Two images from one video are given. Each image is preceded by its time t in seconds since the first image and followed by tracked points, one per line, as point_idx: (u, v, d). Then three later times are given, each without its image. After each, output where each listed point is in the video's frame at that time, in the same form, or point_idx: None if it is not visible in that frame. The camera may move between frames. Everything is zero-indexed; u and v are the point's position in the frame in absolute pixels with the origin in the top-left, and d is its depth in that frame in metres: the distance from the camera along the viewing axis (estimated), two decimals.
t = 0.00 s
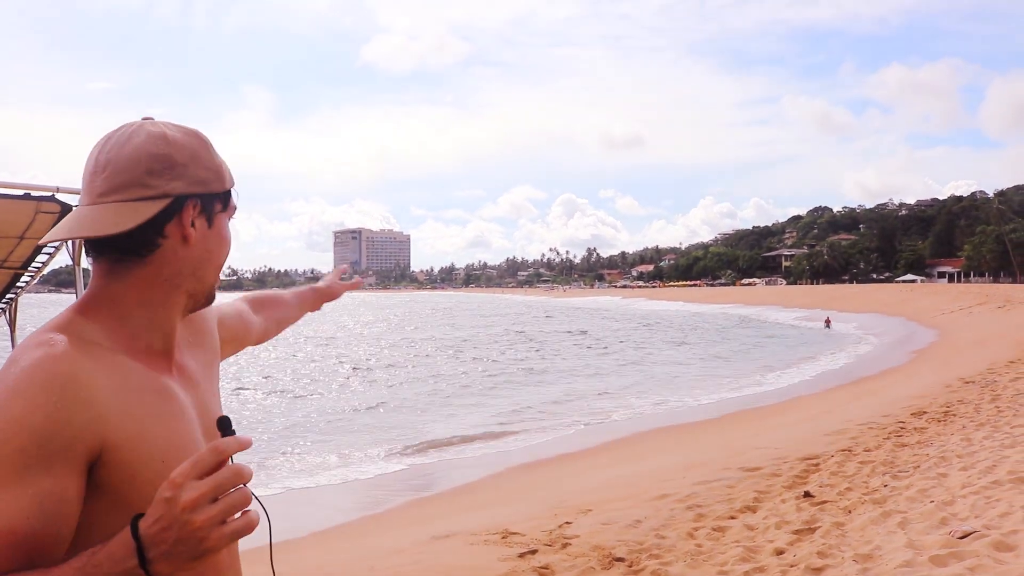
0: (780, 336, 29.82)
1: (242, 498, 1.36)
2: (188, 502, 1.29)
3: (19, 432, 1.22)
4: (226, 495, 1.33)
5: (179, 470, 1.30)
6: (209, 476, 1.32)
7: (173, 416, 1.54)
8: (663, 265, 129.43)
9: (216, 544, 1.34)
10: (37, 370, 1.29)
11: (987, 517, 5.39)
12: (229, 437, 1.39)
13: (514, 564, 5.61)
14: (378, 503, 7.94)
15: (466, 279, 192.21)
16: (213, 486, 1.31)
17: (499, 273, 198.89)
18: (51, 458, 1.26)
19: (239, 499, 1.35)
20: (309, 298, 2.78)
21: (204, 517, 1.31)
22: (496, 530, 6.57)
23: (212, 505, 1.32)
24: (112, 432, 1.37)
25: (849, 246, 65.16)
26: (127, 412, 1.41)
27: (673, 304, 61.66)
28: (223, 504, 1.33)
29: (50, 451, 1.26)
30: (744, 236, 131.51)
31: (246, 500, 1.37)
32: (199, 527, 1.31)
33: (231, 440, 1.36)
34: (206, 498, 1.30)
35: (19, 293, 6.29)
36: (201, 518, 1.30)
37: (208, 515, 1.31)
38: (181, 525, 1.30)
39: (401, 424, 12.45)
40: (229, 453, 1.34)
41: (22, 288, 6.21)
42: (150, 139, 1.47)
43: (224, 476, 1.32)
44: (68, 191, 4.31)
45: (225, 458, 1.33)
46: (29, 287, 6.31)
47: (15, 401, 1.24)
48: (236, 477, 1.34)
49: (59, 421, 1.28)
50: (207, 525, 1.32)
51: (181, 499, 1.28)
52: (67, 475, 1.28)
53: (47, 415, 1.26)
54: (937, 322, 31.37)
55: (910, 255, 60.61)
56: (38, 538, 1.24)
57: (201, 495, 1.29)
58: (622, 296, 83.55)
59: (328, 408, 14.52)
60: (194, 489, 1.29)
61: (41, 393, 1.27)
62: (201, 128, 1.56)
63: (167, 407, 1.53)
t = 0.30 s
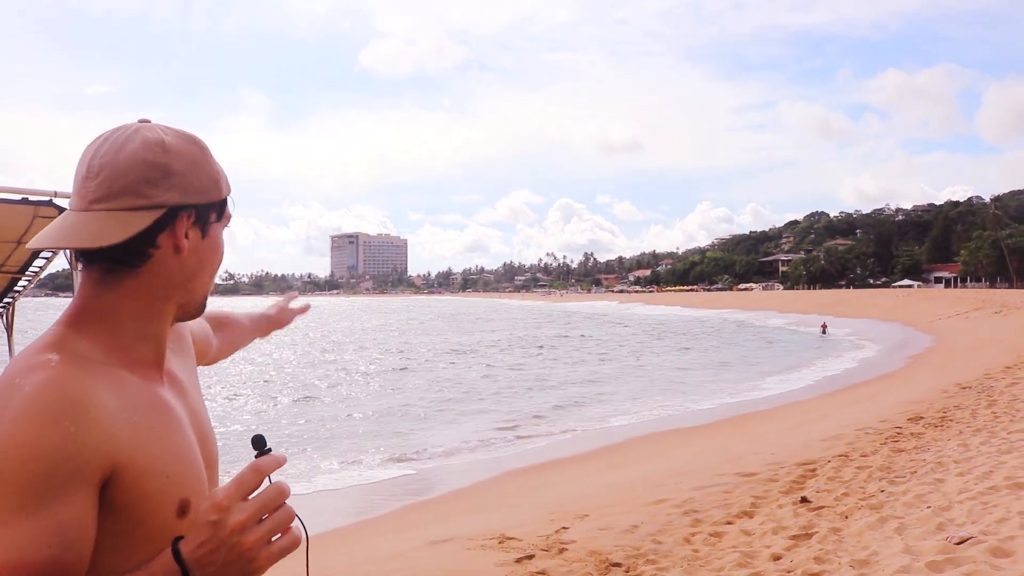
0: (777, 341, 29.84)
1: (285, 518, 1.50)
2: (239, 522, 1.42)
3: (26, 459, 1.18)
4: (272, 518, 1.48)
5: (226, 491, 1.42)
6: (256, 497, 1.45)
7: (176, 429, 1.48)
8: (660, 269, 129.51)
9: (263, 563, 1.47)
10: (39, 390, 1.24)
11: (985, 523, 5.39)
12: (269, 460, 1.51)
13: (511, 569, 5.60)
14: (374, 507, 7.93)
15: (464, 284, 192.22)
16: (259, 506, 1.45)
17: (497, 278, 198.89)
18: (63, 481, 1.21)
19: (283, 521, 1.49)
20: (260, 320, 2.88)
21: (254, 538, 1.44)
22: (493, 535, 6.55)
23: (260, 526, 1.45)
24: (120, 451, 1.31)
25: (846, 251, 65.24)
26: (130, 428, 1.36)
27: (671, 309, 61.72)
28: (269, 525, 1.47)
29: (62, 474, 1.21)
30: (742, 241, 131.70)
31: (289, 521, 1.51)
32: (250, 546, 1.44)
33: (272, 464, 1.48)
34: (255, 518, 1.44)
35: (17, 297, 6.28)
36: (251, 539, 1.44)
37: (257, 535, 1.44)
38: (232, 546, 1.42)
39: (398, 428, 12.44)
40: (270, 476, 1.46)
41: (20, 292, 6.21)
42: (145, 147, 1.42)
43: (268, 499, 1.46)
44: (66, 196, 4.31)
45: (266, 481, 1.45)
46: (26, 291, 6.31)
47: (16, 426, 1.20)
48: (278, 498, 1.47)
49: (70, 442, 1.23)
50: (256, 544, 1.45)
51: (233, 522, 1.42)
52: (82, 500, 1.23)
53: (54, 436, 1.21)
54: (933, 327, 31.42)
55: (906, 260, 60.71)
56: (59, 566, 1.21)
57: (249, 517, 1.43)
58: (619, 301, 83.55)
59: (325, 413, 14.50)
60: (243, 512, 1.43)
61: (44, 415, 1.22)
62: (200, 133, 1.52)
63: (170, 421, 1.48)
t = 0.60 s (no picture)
0: (777, 343, 29.88)
1: (229, 530, 1.39)
2: (174, 535, 1.31)
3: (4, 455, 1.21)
4: (213, 532, 1.36)
5: (169, 502, 1.31)
6: (198, 509, 1.34)
7: (166, 430, 1.48)
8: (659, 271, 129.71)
9: None
10: (21, 389, 1.26)
11: (984, 524, 5.39)
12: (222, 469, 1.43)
13: (510, 570, 5.61)
14: (372, 509, 7.94)
15: (463, 285, 192.42)
16: (202, 517, 1.34)
17: (497, 279, 199.10)
18: (38, 477, 1.24)
19: (223, 539, 1.38)
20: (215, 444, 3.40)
21: (192, 551, 1.33)
22: (492, 537, 6.55)
23: (199, 539, 1.35)
24: (99, 450, 1.33)
25: (845, 252, 65.32)
26: (117, 427, 1.37)
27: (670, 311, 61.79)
28: (209, 539, 1.36)
29: (37, 468, 1.24)
30: (741, 242, 131.91)
31: (234, 540, 1.41)
32: (189, 559, 1.34)
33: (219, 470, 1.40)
34: (196, 531, 1.33)
35: (16, 301, 6.29)
36: (189, 552, 1.33)
37: (195, 548, 1.34)
38: (170, 558, 1.32)
39: (397, 430, 12.48)
40: (214, 482, 1.37)
41: (20, 295, 6.22)
42: (134, 152, 1.41)
43: (210, 510, 1.35)
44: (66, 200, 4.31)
45: (209, 487, 1.36)
46: (26, 294, 6.31)
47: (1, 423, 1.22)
48: (225, 508, 1.37)
49: (44, 437, 1.25)
50: (196, 556, 1.34)
51: (168, 532, 1.31)
52: (57, 495, 1.26)
53: (33, 433, 1.24)
54: (932, 329, 31.46)
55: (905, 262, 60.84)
56: (28, 561, 1.22)
57: (186, 530, 1.32)
58: (618, 302, 83.66)
59: (324, 415, 14.53)
60: (184, 524, 1.32)
61: (26, 415, 1.25)
62: (195, 135, 1.51)
63: (159, 422, 1.48)
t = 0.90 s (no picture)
0: (775, 343, 29.89)
1: (205, 496, 1.36)
2: (151, 496, 1.32)
3: (24, 425, 1.39)
4: (191, 493, 1.35)
5: (146, 468, 1.33)
6: (174, 474, 1.34)
7: (174, 415, 1.63)
8: (658, 271, 129.66)
9: (182, 539, 1.36)
10: (38, 370, 1.45)
11: (981, 525, 5.40)
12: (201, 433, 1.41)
13: (508, 570, 5.62)
14: (370, 508, 7.95)
15: (462, 285, 192.36)
16: (176, 482, 1.33)
17: (495, 279, 198.99)
18: (49, 449, 1.41)
19: (203, 500, 1.36)
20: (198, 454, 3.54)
21: (166, 513, 1.33)
22: (490, 537, 6.55)
23: (174, 501, 1.34)
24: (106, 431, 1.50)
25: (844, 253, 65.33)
26: (131, 413, 1.55)
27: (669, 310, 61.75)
28: (186, 501, 1.34)
29: (47, 442, 1.41)
30: (739, 242, 132.00)
31: (210, 499, 1.37)
32: (162, 524, 1.33)
33: (199, 438, 1.37)
34: (170, 495, 1.33)
35: (13, 299, 6.28)
36: (163, 514, 1.33)
37: (169, 511, 1.33)
38: (146, 520, 1.33)
39: (396, 429, 12.52)
40: (194, 452, 1.35)
41: (17, 294, 6.21)
42: (128, 157, 1.62)
43: (186, 477, 1.34)
44: (64, 199, 4.32)
45: (189, 457, 1.35)
46: (23, 292, 6.31)
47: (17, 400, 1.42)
48: (202, 477, 1.35)
49: (58, 418, 1.43)
50: (172, 519, 1.34)
51: (146, 493, 1.32)
52: (65, 466, 1.43)
53: (55, 409, 1.43)
54: (931, 329, 31.47)
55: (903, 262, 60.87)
56: (39, 522, 1.38)
57: (162, 491, 1.32)
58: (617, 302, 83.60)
59: (323, 413, 14.55)
60: (159, 486, 1.32)
61: (50, 394, 1.44)
62: (167, 129, 1.61)
63: (171, 411, 1.63)
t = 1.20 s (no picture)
0: (772, 342, 29.91)
1: (225, 480, 1.39)
2: (174, 477, 1.35)
3: (104, 403, 1.53)
4: (211, 477, 1.38)
5: (174, 453, 1.38)
6: (198, 459, 1.38)
7: (239, 400, 1.71)
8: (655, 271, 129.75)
9: (201, 520, 1.38)
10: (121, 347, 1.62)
11: (977, 524, 5.41)
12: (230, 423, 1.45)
13: (505, 569, 5.63)
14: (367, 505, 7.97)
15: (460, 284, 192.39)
16: (199, 469, 1.36)
17: (493, 278, 199.08)
18: (125, 425, 1.54)
19: (222, 485, 1.38)
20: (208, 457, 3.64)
21: (187, 494, 1.36)
22: (488, 535, 6.56)
23: (196, 485, 1.37)
24: (178, 410, 1.61)
25: (841, 253, 65.39)
26: (202, 397, 1.66)
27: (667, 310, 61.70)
28: (207, 483, 1.37)
29: (124, 417, 1.54)
30: (737, 242, 131.94)
31: (229, 486, 1.39)
32: (183, 505, 1.37)
33: (226, 428, 1.42)
34: (192, 477, 1.36)
35: (11, 297, 6.29)
36: (184, 495, 1.36)
37: (189, 493, 1.36)
38: (170, 499, 1.36)
39: (396, 426, 12.59)
40: (220, 440, 1.40)
41: (14, 292, 6.20)
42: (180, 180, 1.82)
43: (209, 463, 1.37)
44: (62, 197, 4.32)
45: (215, 445, 1.40)
46: (21, 290, 6.30)
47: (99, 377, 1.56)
48: (224, 464, 1.38)
49: (137, 403, 1.56)
50: (192, 501, 1.37)
51: (171, 475, 1.36)
52: (136, 441, 1.55)
53: (135, 389, 1.56)
54: (928, 329, 31.48)
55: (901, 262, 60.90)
56: (110, 491, 1.50)
57: (185, 474, 1.36)
58: (614, 302, 83.65)
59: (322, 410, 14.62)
60: (182, 469, 1.36)
61: (128, 377, 1.57)
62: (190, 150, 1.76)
63: (236, 398, 1.71)
